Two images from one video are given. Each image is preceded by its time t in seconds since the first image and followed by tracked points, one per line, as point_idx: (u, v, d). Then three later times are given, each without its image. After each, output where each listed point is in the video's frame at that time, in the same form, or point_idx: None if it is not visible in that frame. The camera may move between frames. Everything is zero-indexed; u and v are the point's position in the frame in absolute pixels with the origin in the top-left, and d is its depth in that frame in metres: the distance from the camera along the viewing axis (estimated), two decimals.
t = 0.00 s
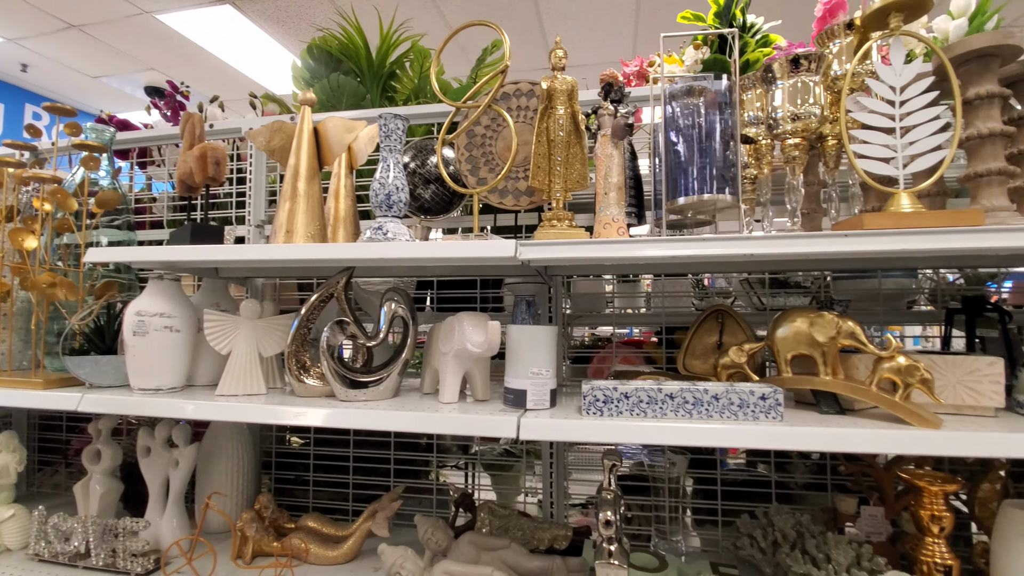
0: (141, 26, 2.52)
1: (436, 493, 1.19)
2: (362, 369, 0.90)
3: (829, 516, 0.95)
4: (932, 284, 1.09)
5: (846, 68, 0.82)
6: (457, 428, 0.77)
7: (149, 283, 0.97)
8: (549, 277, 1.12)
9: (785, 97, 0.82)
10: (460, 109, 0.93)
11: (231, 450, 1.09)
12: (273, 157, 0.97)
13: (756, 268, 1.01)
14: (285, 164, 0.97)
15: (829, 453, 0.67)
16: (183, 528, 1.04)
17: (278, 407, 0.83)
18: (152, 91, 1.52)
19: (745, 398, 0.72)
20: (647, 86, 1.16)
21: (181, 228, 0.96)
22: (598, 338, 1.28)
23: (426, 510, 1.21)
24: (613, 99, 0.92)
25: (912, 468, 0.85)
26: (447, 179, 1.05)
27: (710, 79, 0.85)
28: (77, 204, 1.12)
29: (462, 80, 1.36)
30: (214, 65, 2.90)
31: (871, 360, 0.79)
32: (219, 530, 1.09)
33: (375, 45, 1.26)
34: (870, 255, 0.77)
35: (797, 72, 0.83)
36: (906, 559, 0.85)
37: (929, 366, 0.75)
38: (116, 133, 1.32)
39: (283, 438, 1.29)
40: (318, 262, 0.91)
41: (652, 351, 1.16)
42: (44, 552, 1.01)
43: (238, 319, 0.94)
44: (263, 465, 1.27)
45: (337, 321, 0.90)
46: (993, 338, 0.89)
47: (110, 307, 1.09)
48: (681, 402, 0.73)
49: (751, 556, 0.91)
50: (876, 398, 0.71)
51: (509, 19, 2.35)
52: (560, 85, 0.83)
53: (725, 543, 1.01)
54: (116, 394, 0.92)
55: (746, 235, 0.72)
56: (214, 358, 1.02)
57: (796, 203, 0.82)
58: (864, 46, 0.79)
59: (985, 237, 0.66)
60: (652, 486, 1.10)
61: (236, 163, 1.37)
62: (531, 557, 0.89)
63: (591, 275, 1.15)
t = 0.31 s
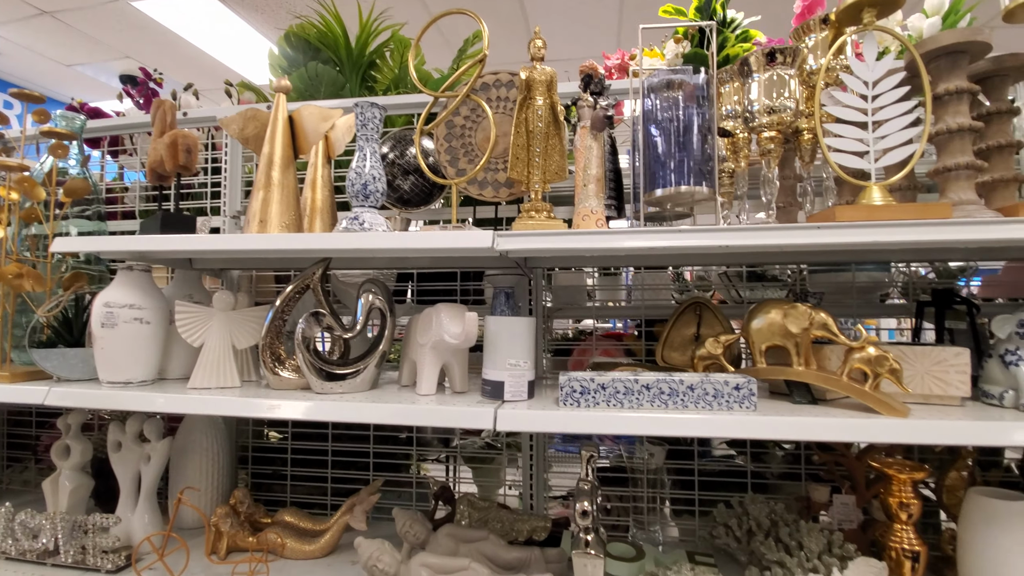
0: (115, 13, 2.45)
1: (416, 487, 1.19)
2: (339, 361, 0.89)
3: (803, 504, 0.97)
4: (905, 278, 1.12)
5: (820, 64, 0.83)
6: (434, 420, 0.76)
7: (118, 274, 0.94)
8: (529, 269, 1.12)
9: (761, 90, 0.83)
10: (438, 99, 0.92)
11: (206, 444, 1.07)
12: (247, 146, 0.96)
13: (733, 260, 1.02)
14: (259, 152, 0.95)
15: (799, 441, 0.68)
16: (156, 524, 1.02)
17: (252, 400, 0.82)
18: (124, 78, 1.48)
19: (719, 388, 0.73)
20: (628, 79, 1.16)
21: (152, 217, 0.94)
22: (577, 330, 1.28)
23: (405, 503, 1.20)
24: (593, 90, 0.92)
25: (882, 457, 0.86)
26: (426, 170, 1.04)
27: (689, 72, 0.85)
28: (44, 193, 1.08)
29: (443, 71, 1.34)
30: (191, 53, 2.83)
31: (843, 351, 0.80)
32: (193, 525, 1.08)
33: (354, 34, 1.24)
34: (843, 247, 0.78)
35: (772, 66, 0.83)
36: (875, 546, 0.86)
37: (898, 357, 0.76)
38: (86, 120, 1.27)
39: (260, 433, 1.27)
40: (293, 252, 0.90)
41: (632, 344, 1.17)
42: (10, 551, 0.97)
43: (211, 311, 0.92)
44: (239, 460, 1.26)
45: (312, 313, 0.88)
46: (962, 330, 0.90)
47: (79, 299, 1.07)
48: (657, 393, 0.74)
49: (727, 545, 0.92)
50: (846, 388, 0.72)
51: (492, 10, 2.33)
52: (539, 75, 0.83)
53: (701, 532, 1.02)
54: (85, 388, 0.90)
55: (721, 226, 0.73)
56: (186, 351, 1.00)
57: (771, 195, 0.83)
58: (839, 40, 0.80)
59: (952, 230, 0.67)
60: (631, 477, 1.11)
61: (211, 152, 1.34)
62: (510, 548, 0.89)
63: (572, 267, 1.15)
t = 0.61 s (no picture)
0: None
1: (396, 467, 1.19)
2: (316, 341, 0.88)
3: (775, 480, 0.99)
4: (878, 261, 1.13)
5: (798, 43, 0.83)
6: (410, 398, 0.76)
7: (87, 252, 0.92)
8: (509, 250, 1.11)
9: (739, 69, 0.83)
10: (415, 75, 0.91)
11: (182, 426, 1.06)
12: (219, 121, 0.94)
13: (710, 241, 1.03)
14: (231, 128, 0.94)
15: (769, 417, 0.69)
16: (132, 506, 1.01)
17: (226, 379, 0.81)
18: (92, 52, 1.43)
19: (693, 365, 0.73)
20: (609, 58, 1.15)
21: (120, 195, 0.92)
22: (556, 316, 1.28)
23: (386, 484, 1.21)
24: (572, 69, 0.92)
25: (851, 433, 0.88)
26: (404, 149, 1.02)
27: (670, 52, 0.85)
28: (10, 169, 1.06)
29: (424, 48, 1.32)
30: (165, 28, 2.75)
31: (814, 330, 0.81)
32: (170, 507, 1.08)
33: (331, 9, 1.20)
34: (816, 227, 0.79)
35: (749, 45, 0.83)
36: (842, 520, 0.89)
37: (867, 336, 0.77)
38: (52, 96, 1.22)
39: (239, 415, 1.26)
40: (267, 230, 0.89)
41: (612, 325, 1.18)
42: None
43: (183, 290, 0.91)
44: (218, 442, 1.25)
45: (287, 292, 0.88)
46: (931, 311, 0.92)
47: (47, 278, 1.04)
48: (632, 370, 0.74)
49: (700, 520, 0.94)
50: (816, 365, 0.74)
51: None
52: (517, 51, 0.82)
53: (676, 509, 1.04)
54: (55, 368, 0.88)
55: (697, 205, 0.73)
56: (159, 331, 0.98)
57: (746, 175, 0.84)
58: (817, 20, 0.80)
59: (921, 210, 0.68)
60: (609, 456, 1.12)
61: (184, 130, 1.31)
62: (488, 526, 0.90)
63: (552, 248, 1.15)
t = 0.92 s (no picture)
0: None
1: (375, 448, 1.19)
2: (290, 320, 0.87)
3: (747, 457, 1.01)
4: (852, 243, 1.15)
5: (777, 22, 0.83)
6: (385, 377, 0.76)
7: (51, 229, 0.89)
8: (487, 231, 1.11)
9: (716, 48, 0.83)
10: (390, 48, 0.89)
11: (156, 409, 1.05)
12: (187, 95, 0.92)
13: (687, 222, 1.03)
14: (200, 102, 0.92)
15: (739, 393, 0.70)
16: (106, 488, 1.00)
17: (198, 359, 0.80)
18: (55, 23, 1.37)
19: (667, 343, 0.74)
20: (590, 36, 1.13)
21: (85, 170, 0.90)
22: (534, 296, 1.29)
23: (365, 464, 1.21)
24: (553, 45, 0.89)
25: (820, 410, 0.90)
26: (381, 126, 1.01)
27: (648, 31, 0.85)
28: None
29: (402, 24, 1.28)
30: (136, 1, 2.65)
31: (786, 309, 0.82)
32: (145, 489, 1.07)
33: None
34: (790, 207, 0.80)
35: (728, 22, 0.82)
36: (811, 494, 0.91)
37: (838, 315, 0.79)
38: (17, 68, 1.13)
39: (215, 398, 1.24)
40: (238, 207, 0.87)
41: (591, 306, 1.18)
42: None
43: (153, 268, 0.89)
44: (194, 424, 1.23)
45: (259, 271, 0.87)
46: (901, 291, 0.94)
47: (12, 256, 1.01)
48: (608, 349, 0.74)
49: (674, 496, 0.96)
50: (788, 344, 0.75)
51: None
52: (495, 26, 0.81)
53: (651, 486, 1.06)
54: (22, 348, 0.86)
55: (674, 183, 0.73)
56: (128, 311, 0.96)
57: (722, 154, 0.84)
58: None
59: (892, 189, 0.69)
60: (586, 435, 1.14)
61: (154, 105, 1.27)
62: (465, 503, 0.91)
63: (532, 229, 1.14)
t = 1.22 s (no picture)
0: None
1: (351, 428, 1.18)
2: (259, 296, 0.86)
3: (718, 432, 1.03)
4: (823, 223, 1.17)
5: None
6: (355, 353, 0.75)
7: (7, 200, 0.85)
8: (463, 210, 1.10)
9: (691, 22, 0.84)
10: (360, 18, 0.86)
11: (124, 389, 1.03)
12: (147, 63, 0.89)
13: (662, 199, 1.04)
14: (161, 71, 0.89)
15: (707, 367, 0.71)
16: (73, 469, 0.98)
17: (163, 336, 0.79)
18: None
19: (639, 319, 0.74)
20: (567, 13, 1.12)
21: (41, 141, 0.86)
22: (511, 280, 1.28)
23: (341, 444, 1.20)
24: (527, 18, 0.87)
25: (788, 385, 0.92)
26: (352, 100, 0.98)
27: (624, 5, 0.84)
28: None
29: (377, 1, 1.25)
30: None
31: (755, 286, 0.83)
32: (113, 470, 1.05)
33: None
34: (761, 184, 0.80)
35: None
36: (778, 467, 0.94)
37: (805, 291, 0.80)
38: None
39: (186, 378, 1.22)
40: (203, 181, 0.85)
41: (567, 285, 1.19)
42: None
43: (115, 244, 0.88)
44: (165, 405, 1.21)
45: (225, 247, 0.85)
46: (868, 270, 0.96)
47: None
48: (579, 324, 0.74)
49: (646, 471, 0.98)
50: (756, 319, 0.76)
51: None
52: None
53: (624, 461, 1.08)
54: None
55: (646, 158, 0.73)
56: (91, 288, 0.93)
57: (695, 129, 0.84)
58: None
59: (857, 165, 0.70)
60: (562, 413, 1.15)
61: (118, 77, 1.22)
62: (439, 480, 0.91)
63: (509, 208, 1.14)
